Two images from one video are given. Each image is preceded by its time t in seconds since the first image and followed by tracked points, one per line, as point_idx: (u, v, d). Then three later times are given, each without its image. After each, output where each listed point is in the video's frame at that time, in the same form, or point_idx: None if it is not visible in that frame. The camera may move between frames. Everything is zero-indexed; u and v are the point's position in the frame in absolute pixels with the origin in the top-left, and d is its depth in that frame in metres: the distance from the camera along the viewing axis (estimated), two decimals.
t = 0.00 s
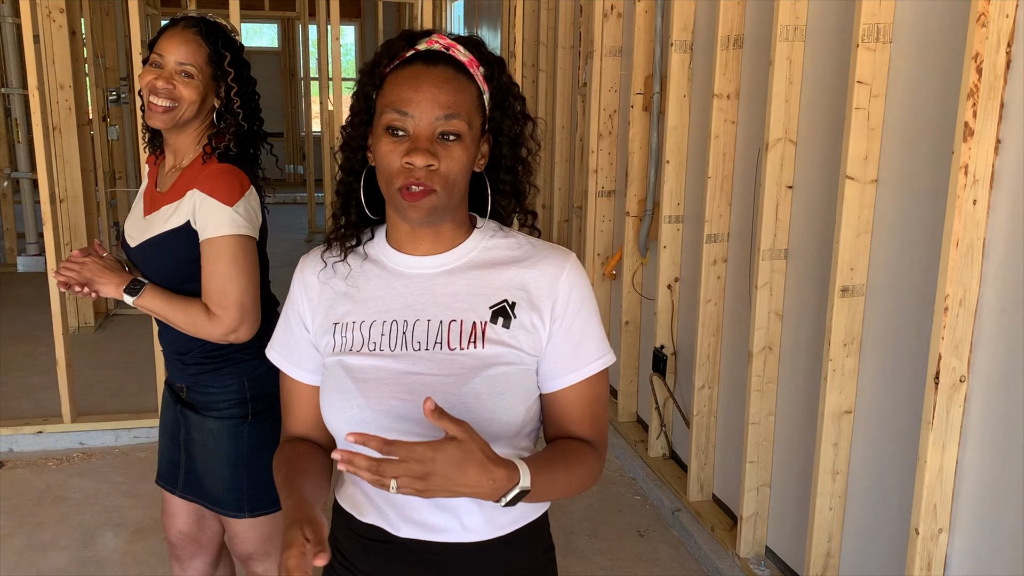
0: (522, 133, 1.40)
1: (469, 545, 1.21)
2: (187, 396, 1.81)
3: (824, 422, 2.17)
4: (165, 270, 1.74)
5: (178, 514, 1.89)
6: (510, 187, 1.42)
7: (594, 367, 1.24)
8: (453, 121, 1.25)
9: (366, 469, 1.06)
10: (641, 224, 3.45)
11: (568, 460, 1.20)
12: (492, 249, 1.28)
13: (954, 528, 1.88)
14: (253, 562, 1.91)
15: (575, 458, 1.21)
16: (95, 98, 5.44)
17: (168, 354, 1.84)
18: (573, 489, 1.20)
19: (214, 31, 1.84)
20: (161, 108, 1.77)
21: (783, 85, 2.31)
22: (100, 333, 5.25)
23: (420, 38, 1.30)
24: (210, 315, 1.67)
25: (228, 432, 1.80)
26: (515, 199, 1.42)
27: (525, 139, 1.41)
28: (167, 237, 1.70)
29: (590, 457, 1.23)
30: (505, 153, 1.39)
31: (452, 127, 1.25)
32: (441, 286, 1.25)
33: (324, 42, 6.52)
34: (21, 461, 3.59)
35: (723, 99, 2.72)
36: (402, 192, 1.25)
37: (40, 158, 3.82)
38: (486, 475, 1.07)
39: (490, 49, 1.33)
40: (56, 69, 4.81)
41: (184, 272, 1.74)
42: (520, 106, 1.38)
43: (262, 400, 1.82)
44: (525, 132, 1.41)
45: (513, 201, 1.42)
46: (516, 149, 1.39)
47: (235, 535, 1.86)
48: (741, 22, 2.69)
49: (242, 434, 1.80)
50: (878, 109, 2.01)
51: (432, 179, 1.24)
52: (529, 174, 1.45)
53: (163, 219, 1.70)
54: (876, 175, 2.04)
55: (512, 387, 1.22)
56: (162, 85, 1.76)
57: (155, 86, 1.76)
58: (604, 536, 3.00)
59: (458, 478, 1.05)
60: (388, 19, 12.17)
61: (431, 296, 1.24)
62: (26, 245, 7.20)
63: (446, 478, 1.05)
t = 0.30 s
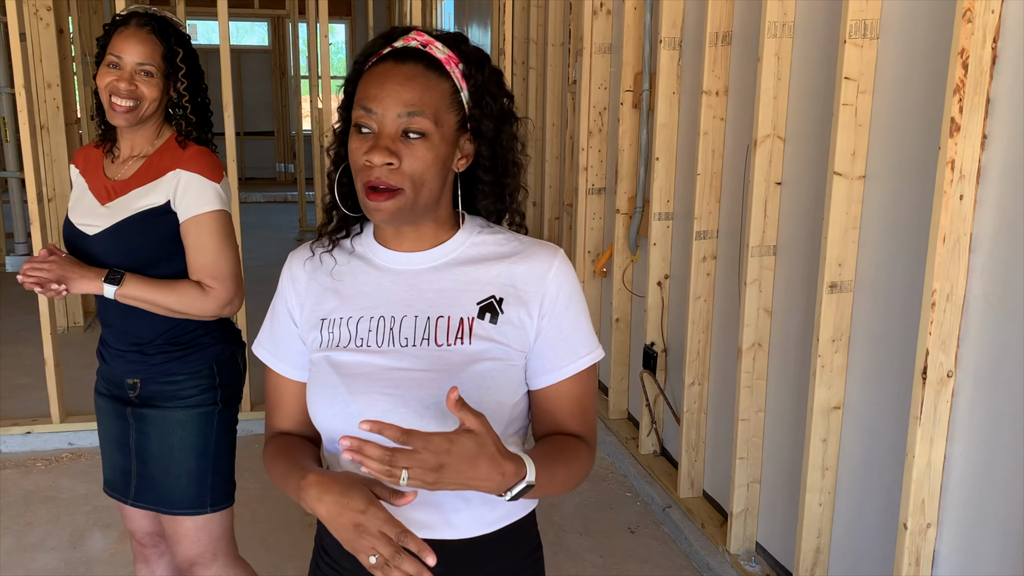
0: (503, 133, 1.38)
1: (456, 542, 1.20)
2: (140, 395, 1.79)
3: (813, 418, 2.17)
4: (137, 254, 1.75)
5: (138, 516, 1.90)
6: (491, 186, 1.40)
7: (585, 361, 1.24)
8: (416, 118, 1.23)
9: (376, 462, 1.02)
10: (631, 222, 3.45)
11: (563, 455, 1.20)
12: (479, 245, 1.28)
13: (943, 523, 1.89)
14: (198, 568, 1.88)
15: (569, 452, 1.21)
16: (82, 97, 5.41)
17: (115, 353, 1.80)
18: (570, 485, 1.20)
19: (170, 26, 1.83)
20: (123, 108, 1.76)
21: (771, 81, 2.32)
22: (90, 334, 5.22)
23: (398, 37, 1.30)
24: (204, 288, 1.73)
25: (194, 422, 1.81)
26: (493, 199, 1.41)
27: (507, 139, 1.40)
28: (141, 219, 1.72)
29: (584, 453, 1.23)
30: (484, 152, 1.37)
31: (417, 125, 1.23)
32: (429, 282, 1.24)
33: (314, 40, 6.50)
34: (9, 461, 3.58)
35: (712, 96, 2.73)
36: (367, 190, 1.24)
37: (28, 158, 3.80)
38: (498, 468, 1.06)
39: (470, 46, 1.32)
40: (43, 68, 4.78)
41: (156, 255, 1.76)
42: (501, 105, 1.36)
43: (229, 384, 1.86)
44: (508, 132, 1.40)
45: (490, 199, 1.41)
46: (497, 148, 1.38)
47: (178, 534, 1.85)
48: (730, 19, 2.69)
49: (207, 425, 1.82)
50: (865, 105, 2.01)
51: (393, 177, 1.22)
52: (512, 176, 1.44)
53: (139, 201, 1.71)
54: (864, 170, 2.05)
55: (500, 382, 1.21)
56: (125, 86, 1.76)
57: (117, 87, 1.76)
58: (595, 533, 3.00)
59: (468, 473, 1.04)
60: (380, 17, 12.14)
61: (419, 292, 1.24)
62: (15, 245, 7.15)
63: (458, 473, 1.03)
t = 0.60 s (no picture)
0: (467, 132, 1.31)
1: (442, 541, 1.20)
2: (120, 389, 1.78)
3: (802, 414, 2.18)
4: (130, 245, 1.76)
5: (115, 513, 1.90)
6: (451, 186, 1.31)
7: (572, 363, 1.23)
8: (361, 119, 1.20)
9: (362, 545, 1.01)
10: (621, 219, 3.45)
11: (549, 458, 1.19)
12: (464, 245, 1.27)
13: (931, 517, 1.89)
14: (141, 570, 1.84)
15: (555, 455, 1.20)
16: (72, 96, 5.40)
17: (91, 349, 1.79)
18: (557, 487, 1.20)
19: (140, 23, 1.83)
20: (98, 104, 1.76)
21: (759, 78, 2.32)
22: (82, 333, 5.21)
23: (364, 38, 1.28)
24: (201, 273, 1.77)
25: (177, 411, 1.81)
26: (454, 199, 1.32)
27: (473, 140, 1.32)
28: (134, 209, 1.73)
29: (571, 455, 1.22)
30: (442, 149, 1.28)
31: (364, 125, 1.20)
32: (412, 281, 1.24)
33: (306, 38, 6.49)
34: None
35: (701, 93, 2.73)
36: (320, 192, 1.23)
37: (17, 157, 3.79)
38: (472, 488, 1.05)
39: (434, 44, 1.28)
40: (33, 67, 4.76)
41: (147, 244, 1.77)
42: (468, 106, 1.30)
43: (210, 374, 1.88)
44: (477, 134, 1.32)
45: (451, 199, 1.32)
46: (460, 149, 1.30)
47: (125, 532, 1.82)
48: (719, 15, 2.70)
49: (187, 414, 1.83)
50: (852, 101, 2.01)
51: (339, 179, 1.20)
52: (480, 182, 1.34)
53: (128, 194, 1.72)
54: (851, 167, 2.05)
55: (482, 382, 1.21)
56: (100, 82, 1.75)
57: (91, 82, 1.75)
58: (586, 529, 3.00)
59: (450, 508, 1.03)
60: (372, 14, 12.12)
61: (402, 291, 1.24)
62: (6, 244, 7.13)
63: (441, 512, 1.02)
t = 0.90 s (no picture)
0: (449, 128, 1.30)
1: (428, 535, 1.21)
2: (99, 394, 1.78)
3: (793, 409, 2.18)
4: (107, 249, 1.76)
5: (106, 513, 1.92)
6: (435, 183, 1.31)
7: (558, 363, 1.22)
8: (342, 116, 1.21)
9: (329, 530, 1.01)
10: (615, 215, 3.45)
11: (532, 456, 1.19)
12: (453, 244, 1.27)
13: (920, 512, 1.90)
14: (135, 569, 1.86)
15: (539, 454, 1.20)
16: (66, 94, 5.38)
17: (70, 353, 1.79)
18: (540, 486, 1.19)
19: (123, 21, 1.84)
20: (82, 98, 1.75)
21: (750, 74, 2.32)
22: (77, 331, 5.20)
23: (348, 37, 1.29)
24: (178, 279, 1.77)
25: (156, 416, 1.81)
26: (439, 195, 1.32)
27: (457, 136, 1.31)
28: (110, 212, 1.73)
29: (556, 454, 1.21)
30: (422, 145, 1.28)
31: (344, 123, 1.21)
32: (401, 277, 1.24)
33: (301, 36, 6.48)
34: None
35: (693, 89, 2.73)
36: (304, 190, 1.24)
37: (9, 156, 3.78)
38: (437, 481, 1.04)
39: (415, 41, 1.28)
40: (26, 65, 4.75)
41: (125, 248, 1.77)
42: (449, 101, 1.29)
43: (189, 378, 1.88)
44: (459, 129, 1.31)
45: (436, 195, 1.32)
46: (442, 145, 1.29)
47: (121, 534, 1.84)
48: (710, 12, 2.70)
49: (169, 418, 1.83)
50: (842, 98, 2.02)
51: (322, 176, 1.21)
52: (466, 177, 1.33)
53: (106, 197, 1.72)
54: (841, 163, 2.06)
55: (468, 379, 1.21)
56: (84, 76, 1.75)
57: (75, 76, 1.74)
58: (580, 526, 3.01)
59: (415, 500, 1.01)
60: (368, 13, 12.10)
61: (391, 287, 1.24)
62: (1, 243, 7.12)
63: (404, 505, 1.01)
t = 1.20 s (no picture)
0: (455, 124, 1.35)
1: (426, 527, 1.23)
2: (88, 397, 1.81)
3: (789, 408, 2.21)
4: (89, 253, 1.77)
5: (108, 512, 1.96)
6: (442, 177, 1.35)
7: (552, 356, 1.25)
8: (357, 114, 1.25)
9: (337, 530, 1.00)
10: (615, 216, 3.47)
11: (529, 446, 1.21)
12: (449, 240, 1.30)
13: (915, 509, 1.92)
14: (138, 566, 1.90)
15: (535, 444, 1.22)
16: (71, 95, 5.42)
17: (61, 356, 1.82)
18: (538, 476, 1.22)
19: (127, 18, 1.87)
20: (82, 94, 1.78)
21: (748, 76, 2.35)
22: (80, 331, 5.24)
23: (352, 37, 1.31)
24: (150, 286, 1.76)
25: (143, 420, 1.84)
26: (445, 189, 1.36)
27: (462, 131, 1.36)
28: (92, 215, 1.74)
29: (552, 445, 1.24)
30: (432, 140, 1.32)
31: (358, 121, 1.24)
32: (398, 272, 1.27)
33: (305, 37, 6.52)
34: None
35: (692, 91, 2.76)
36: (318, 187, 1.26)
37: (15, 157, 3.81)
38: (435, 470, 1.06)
39: (420, 40, 1.32)
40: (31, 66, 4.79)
41: (109, 252, 1.78)
42: (455, 99, 1.34)
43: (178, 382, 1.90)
44: (464, 125, 1.36)
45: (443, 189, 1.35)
46: (448, 140, 1.34)
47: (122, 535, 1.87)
48: (709, 15, 2.72)
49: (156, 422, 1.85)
50: (838, 99, 2.04)
51: (338, 173, 1.24)
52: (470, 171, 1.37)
53: (90, 200, 1.74)
54: (837, 164, 2.08)
55: (463, 372, 1.23)
56: (85, 73, 1.78)
57: (77, 72, 1.78)
58: (579, 524, 3.03)
59: (415, 490, 1.04)
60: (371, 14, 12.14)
61: (388, 283, 1.27)
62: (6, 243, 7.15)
63: (406, 494, 1.03)
